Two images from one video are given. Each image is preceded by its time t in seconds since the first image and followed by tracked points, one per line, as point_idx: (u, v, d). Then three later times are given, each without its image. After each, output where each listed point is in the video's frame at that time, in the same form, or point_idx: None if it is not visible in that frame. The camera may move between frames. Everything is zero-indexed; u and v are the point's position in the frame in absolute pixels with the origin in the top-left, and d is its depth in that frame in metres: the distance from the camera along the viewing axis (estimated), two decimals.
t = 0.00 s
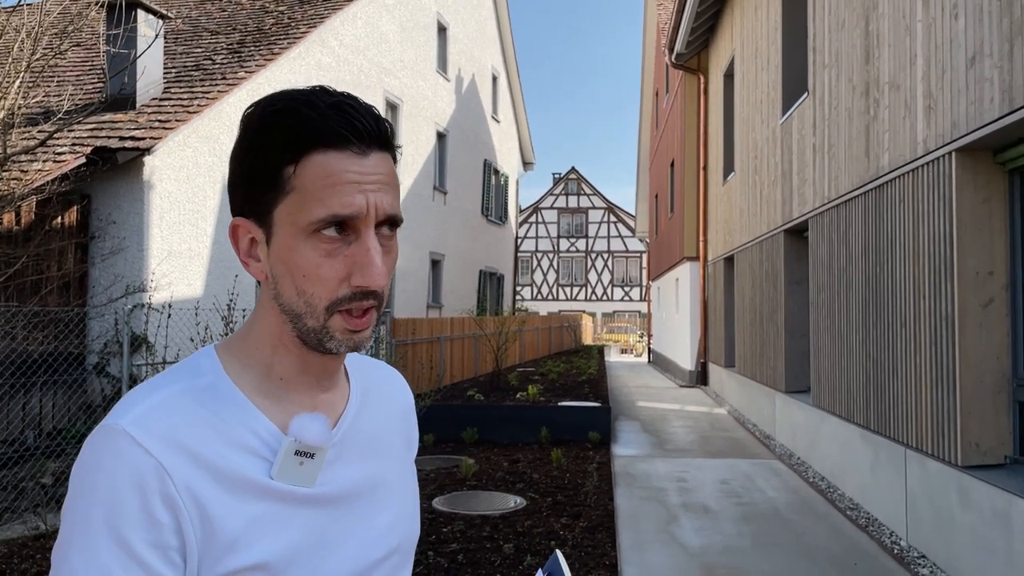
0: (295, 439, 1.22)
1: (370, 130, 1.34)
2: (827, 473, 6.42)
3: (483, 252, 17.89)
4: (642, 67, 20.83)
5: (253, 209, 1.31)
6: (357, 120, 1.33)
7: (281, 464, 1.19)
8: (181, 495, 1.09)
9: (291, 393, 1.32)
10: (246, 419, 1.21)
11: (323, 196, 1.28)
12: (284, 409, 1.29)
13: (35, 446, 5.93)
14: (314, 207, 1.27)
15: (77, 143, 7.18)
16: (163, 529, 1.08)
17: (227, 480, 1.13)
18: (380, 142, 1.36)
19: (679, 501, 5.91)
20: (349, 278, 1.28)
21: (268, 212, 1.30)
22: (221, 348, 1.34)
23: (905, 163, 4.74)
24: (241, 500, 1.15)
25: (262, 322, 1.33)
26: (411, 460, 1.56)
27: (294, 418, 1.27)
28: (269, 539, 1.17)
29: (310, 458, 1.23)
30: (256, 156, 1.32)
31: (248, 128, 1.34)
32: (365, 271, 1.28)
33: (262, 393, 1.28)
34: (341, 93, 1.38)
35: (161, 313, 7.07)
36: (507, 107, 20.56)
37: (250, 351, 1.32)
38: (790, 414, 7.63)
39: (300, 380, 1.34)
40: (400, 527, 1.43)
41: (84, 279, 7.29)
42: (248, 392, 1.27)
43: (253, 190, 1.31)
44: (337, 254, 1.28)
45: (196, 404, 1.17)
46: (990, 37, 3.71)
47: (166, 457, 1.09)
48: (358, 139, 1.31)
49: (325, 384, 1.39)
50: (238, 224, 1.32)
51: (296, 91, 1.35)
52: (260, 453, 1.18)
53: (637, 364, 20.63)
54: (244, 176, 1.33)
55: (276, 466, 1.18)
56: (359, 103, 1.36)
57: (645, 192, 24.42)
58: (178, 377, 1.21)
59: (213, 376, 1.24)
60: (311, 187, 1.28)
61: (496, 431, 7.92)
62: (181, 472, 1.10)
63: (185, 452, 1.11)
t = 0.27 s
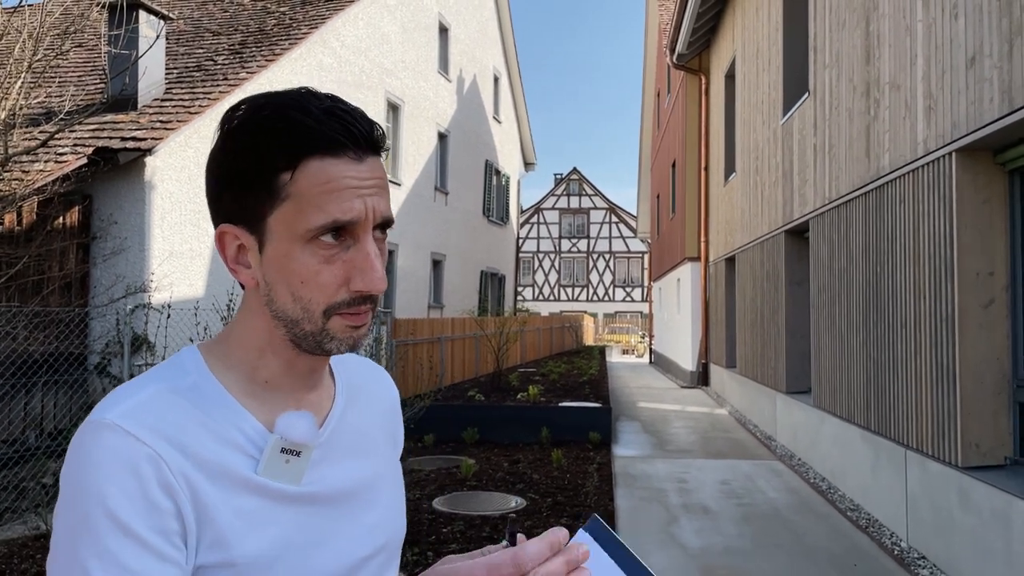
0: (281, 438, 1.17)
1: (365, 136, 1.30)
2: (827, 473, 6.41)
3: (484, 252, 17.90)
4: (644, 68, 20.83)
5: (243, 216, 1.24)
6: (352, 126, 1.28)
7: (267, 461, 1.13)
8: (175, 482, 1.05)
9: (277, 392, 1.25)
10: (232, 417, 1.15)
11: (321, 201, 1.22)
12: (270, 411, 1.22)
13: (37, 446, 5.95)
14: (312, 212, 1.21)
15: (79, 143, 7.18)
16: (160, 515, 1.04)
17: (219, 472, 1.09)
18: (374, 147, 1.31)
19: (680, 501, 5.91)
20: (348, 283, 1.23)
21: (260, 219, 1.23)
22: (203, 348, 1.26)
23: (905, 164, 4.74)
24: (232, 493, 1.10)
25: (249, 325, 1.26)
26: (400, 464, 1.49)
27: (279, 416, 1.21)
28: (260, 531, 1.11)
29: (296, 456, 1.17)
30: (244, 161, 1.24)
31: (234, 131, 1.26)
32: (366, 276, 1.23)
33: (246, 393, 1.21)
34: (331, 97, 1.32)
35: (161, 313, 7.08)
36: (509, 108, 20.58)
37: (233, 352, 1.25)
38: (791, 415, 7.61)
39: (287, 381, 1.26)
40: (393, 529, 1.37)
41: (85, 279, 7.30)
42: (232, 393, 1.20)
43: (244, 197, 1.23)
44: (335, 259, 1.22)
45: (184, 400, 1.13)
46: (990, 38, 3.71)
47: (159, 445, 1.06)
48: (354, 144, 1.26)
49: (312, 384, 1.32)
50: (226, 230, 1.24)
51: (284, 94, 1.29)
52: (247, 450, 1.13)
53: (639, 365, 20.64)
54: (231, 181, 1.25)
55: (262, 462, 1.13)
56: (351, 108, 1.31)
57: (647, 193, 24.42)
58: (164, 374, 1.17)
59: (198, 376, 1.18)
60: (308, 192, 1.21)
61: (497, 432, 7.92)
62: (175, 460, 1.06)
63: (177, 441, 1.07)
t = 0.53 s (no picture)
0: (287, 430, 1.12)
1: (366, 133, 1.25)
2: (837, 474, 6.37)
3: (493, 251, 17.92)
4: (655, 66, 20.78)
5: (240, 210, 1.18)
6: (355, 122, 1.23)
7: (273, 456, 1.08)
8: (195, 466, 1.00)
9: (275, 389, 1.20)
10: (235, 411, 1.10)
11: (322, 196, 1.16)
12: (269, 406, 1.17)
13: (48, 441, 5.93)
14: (313, 207, 1.15)
15: (91, 140, 7.23)
16: (182, 496, 0.98)
17: (231, 460, 1.04)
18: (376, 144, 1.27)
19: (687, 501, 5.89)
20: (349, 277, 1.17)
21: (259, 214, 1.17)
22: (198, 345, 1.21)
23: (917, 163, 4.70)
24: (244, 483, 1.04)
25: (246, 321, 1.20)
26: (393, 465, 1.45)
27: (281, 412, 1.16)
28: (271, 521, 1.06)
29: (302, 450, 1.13)
30: (243, 158, 1.19)
31: (231, 128, 1.21)
32: (367, 270, 1.17)
33: (247, 389, 1.16)
34: (330, 94, 1.28)
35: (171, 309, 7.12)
36: (519, 106, 20.57)
37: (229, 348, 1.20)
38: (800, 415, 7.57)
39: (287, 378, 1.22)
40: (391, 527, 1.33)
41: (97, 275, 7.35)
42: (232, 387, 1.14)
43: (242, 192, 1.17)
44: (337, 254, 1.16)
45: (188, 393, 1.08)
46: (1002, 37, 3.68)
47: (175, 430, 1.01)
48: (356, 141, 1.22)
49: (309, 382, 1.27)
50: (222, 226, 1.18)
51: (284, 90, 1.24)
52: (252, 443, 1.08)
53: (648, 364, 20.60)
54: (229, 178, 1.19)
55: (269, 455, 1.08)
56: (352, 105, 1.27)
57: (657, 192, 24.37)
58: (163, 370, 1.11)
59: (197, 371, 1.13)
60: (309, 187, 1.16)
61: (505, 430, 7.92)
62: (193, 444, 1.01)
63: (190, 428, 1.03)
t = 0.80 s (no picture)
0: (300, 423, 1.13)
1: (371, 132, 1.22)
2: (851, 474, 6.33)
3: (506, 248, 17.92)
4: (669, 63, 20.69)
5: (244, 212, 1.16)
6: (359, 121, 1.20)
7: (288, 447, 1.09)
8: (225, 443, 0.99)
9: (282, 388, 1.21)
10: (249, 405, 1.10)
11: (326, 197, 1.14)
12: (278, 404, 1.18)
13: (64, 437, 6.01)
14: (318, 209, 1.13)
15: (106, 139, 7.28)
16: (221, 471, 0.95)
17: (254, 444, 1.04)
18: (379, 142, 1.23)
19: (700, 500, 5.87)
20: (355, 277, 1.16)
21: (264, 216, 1.15)
22: (204, 343, 1.21)
23: (933, 160, 4.65)
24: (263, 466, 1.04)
25: (251, 319, 1.20)
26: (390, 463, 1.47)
27: (293, 408, 1.18)
28: (288, 505, 1.06)
29: (314, 444, 1.13)
30: (245, 160, 1.17)
31: (234, 129, 1.19)
32: (373, 270, 1.16)
33: (254, 387, 1.17)
34: (333, 92, 1.25)
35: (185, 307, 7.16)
36: (532, 104, 20.55)
37: (236, 347, 1.20)
38: (814, 414, 7.53)
39: (294, 376, 1.22)
40: (393, 524, 1.34)
41: (112, 273, 7.41)
42: (242, 384, 1.15)
43: (246, 194, 1.16)
44: (342, 255, 1.14)
45: (200, 384, 1.07)
46: (1019, 33, 3.63)
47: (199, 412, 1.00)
48: (360, 140, 1.19)
49: (315, 380, 1.28)
50: (226, 228, 1.17)
51: (286, 90, 1.21)
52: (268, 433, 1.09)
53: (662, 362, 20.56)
54: (234, 180, 1.18)
55: (284, 446, 1.09)
56: (356, 104, 1.23)
57: (671, 189, 24.27)
58: (172, 367, 1.10)
59: (207, 366, 1.13)
60: (313, 188, 1.13)
61: (517, 428, 7.92)
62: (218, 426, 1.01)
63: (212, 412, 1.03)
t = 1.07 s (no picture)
0: (298, 429, 1.13)
1: (372, 131, 1.24)
2: (858, 476, 6.30)
3: (512, 250, 17.92)
4: (675, 64, 20.67)
5: (245, 212, 1.16)
6: (361, 121, 1.22)
7: (285, 454, 1.09)
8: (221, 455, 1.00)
9: (280, 393, 1.20)
10: (244, 412, 1.10)
11: (331, 195, 1.15)
12: (274, 409, 1.17)
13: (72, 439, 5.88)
14: (323, 207, 1.14)
15: (114, 142, 7.31)
16: (218, 482, 0.96)
17: (251, 452, 1.05)
18: (380, 142, 1.26)
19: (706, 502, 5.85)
20: (360, 275, 1.16)
21: (267, 216, 1.15)
22: (199, 350, 1.20)
23: (939, 161, 4.63)
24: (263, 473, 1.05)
25: (248, 322, 1.19)
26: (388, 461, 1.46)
27: (289, 413, 1.18)
28: (287, 511, 1.07)
29: (312, 449, 1.13)
30: (246, 161, 1.17)
31: (233, 129, 1.19)
32: (378, 268, 1.17)
33: (250, 392, 1.16)
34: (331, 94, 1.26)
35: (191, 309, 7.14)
36: (538, 106, 20.56)
37: (233, 352, 1.19)
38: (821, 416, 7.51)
39: (290, 379, 1.22)
40: (395, 525, 1.34)
41: (120, 275, 7.43)
42: (237, 390, 1.14)
43: (248, 194, 1.15)
44: (347, 253, 1.15)
45: (196, 392, 1.07)
46: None
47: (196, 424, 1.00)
48: (363, 139, 1.21)
49: (312, 381, 1.27)
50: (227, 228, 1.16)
51: (285, 90, 1.22)
52: (266, 440, 1.09)
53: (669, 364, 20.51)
54: (233, 181, 1.17)
55: (282, 453, 1.09)
56: (355, 104, 1.25)
57: (678, 191, 24.24)
58: (169, 375, 1.10)
59: (203, 374, 1.13)
60: (317, 187, 1.15)
61: (523, 430, 7.92)
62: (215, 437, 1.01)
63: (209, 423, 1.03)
